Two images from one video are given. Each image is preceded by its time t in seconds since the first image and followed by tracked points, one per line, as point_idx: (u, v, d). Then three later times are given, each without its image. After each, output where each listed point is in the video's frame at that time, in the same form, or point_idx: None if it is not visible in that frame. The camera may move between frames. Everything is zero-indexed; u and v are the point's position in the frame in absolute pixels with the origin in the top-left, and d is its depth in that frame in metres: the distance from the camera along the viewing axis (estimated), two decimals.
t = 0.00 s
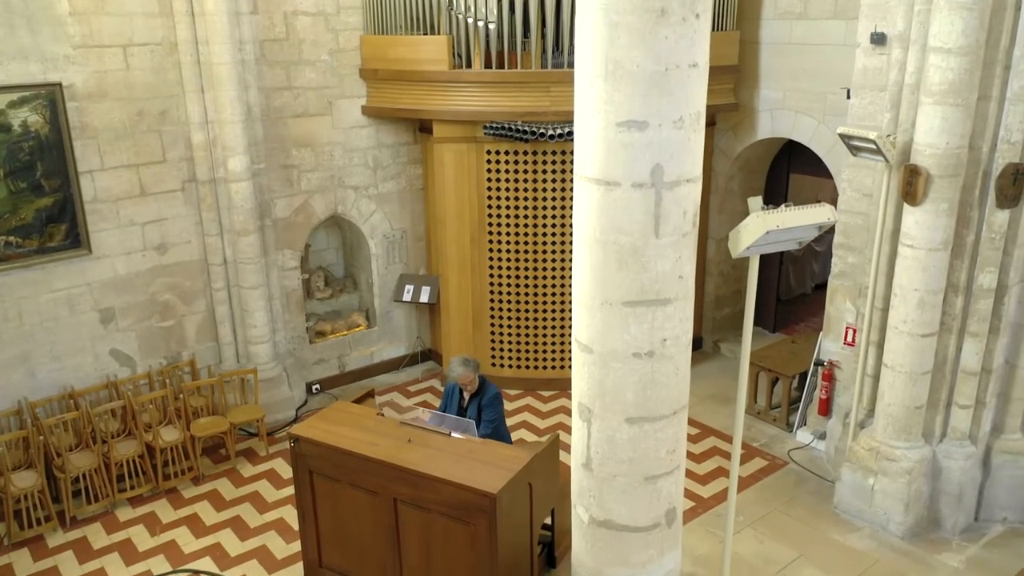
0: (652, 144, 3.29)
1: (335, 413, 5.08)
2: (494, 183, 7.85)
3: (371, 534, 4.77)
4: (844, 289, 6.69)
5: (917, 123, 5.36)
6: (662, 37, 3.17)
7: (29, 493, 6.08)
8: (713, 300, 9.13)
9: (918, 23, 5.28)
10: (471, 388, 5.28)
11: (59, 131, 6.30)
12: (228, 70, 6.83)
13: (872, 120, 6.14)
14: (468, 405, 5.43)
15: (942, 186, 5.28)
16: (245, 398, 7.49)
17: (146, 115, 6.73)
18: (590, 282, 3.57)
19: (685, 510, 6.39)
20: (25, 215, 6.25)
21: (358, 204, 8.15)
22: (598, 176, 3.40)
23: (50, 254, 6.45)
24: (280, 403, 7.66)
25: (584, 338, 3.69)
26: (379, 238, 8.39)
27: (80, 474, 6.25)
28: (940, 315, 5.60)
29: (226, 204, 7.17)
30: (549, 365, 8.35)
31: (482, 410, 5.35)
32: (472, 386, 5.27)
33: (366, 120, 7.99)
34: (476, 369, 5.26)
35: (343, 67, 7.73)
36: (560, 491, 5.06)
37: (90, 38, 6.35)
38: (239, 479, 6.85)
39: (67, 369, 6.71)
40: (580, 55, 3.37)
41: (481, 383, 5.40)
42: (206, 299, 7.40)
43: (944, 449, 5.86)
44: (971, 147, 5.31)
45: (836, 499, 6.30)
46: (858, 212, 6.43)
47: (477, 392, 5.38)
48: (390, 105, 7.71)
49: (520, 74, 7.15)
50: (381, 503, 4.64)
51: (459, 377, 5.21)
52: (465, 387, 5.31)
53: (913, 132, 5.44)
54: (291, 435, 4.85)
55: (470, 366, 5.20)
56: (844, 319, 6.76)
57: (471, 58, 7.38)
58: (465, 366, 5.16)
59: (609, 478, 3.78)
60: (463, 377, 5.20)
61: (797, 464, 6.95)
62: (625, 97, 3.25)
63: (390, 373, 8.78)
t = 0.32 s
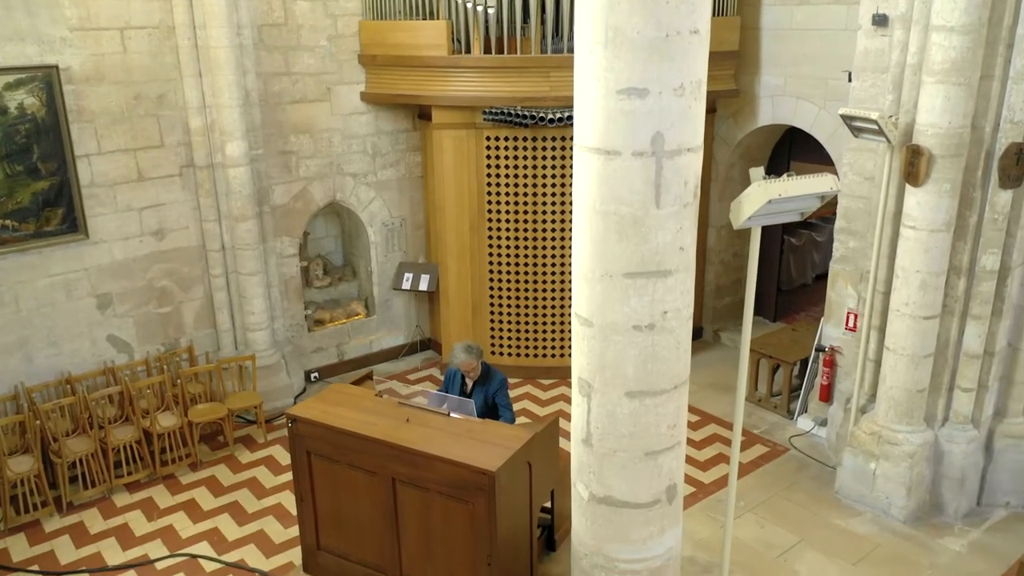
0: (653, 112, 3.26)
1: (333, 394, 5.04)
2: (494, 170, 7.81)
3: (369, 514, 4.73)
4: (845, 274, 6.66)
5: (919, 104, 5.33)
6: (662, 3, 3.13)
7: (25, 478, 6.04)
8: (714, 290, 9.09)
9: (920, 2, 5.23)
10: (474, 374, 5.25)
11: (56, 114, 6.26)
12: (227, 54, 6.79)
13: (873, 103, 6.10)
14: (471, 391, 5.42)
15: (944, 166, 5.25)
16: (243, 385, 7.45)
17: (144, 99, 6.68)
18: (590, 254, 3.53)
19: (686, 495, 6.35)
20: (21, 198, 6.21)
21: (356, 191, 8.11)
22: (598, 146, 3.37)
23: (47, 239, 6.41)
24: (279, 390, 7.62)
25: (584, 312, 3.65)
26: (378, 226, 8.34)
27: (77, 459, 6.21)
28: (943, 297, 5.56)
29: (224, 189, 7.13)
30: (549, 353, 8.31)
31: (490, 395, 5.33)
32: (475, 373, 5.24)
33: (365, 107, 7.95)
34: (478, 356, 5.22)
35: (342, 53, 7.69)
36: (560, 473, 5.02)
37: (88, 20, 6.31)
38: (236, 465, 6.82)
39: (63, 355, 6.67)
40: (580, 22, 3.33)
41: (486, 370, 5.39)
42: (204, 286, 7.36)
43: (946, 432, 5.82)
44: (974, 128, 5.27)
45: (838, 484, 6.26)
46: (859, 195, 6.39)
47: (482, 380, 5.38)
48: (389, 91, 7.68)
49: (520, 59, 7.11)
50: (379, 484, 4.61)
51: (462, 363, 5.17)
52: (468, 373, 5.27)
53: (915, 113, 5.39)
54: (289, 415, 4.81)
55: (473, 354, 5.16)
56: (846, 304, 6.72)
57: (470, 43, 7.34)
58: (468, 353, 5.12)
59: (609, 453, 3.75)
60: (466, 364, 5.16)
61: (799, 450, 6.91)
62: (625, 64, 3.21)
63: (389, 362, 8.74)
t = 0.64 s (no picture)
0: (654, 80, 3.22)
1: (331, 375, 5.00)
2: (494, 157, 7.77)
3: (366, 496, 4.70)
4: (846, 259, 6.62)
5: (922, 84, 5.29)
6: None
7: (22, 463, 6.00)
8: (714, 279, 9.05)
9: None
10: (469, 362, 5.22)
11: (52, 97, 6.22)
12: (224, 39, 6.75)
13: (875, 86, 6.05)
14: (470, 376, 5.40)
15: (947, 147, 5.21)
16: (241, 372, 7.41)
17: (141, 84, 6.64)
18: (590, 225, 3.50)
19: (686, 481, 6.32)
20: (17, 182, 6.18)
21: (355, 179, 8.07)
22: (598, 115, 3.33)
23: (44, 223, 6.37)
24: (277, 378, 7.59)
25: (584, 286, 3.62)
26: (376, 214, 8.31)
27: (74, 444, 6.18)
28: (945, 280, 5.52)
29: (222, 175, 7.10)
30: (549, 342, 8.27)
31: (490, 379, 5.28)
32: (471, 361, 5.21)
33: (363, 94, 7.92)
34: (475, 344, 5.19)
35: (341, 39, 7.65)
36: (560, 455, 4.98)
37: (84, 3, 6.26)
38: (234, 452, 6.78)
39: (60, 341, 6.63)
40: None
41: (483, 355, 5.36)
42: (202, 273, 7.32)
43: (948, 417, 5.79)
44: (976, 108, 5.23)
45: (839, 470, 6.23)
46: (860, 179, 6.34)
47: (480, 365, 5.35)
48: (388, 77, 7.64)
49: (519, 44, 7.08)
50: (377, 464, 4.57)
51: (456, 350, 5.17)
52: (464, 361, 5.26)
53: (917, 94, 5.35)
54: (287, 396, 4.77)
55: (468, 342, 5.14)
56: (847, 290, 6.68)
57: (469, 29, 7.30)
58: (462, 340, 5.10)
59: (609, 429, 3.71)
60: (459, 352, 5.15)
61: (800, 437, 6.87)
62: (625, 31, 3.17)
63: (387, 351, 8.70)
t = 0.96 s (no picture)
0: (654, 51, 3.19)
1: (329, 358, 4.97)
2: (494, 144, 7.74)
3: (365, 478, 4.66)
4: (848, 245, 6.58)
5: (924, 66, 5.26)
6: None
7: (19, 449, 5.97)
8: (715, 269, 9.01)
9: None
10: (464, 347, 5.18)
11: (49, 81, 6.19)
12: (222, 24, 6.72)
13: (877, 71, 6.01)
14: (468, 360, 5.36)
15: (949, 128, 5.18)
16: (239, 360, 7.37)
17: (139, 69, 6.61)
18: (590, 199, 3.46)
19: (687, 468, 6.28)
20: (14, 167, 6.14)
21: (354, 167, 8.03)
22: (598, 87, 3.30)
23: (40, 208, 6.34)
24: (276, 367, 7.55)
25: (584, 261, 3.58)
26: (376, 203, 8.27)
27: (71, 431, 6.15)
28: (947, 264, 5.49)
29: (220, 162, 7.06)
30: (549, 331, 8.24)
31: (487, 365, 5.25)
32: (466, 347, 5.16)
33: (362, 82, 7.88)
34: (469, 328, 5.14)
35: (339, 26, 7.61)
36: (559, 438, 4.94)
37: None
38: (233, 439, 6.75)
39: (58, 328, 6.60)
40: None
41: (479, 338, 5.31)
42: (200, 261, 7.29)
43: (950, 402, 5.75)
44: (979, 90, 5.20)
45: (840, 457, 6.19)
46: (861, 164, 6.30)
47: (477, 348, 5.30)
48: (387, 64, 7.61)
49: (519, 31, 7.05)
50: (375, 446, 4.53)
51: (450, 336, 5.12)
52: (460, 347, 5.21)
53: (919, 76, 5.32)
54: (284, 378, 4.74)
55: (462, 327, 5.10)
56: (849, 276, 6.65)
57: (468, 16, 7.27)
58: (456, 326, 5.06)
59: (609, 407, 3.68)
60: (454, 337, 5.11)
61: (801, 425, 6.83)
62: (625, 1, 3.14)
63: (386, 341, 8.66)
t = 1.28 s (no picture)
0: (655, 21, 3.16)
1: (327, 340, 4.94)
2: (493, 132, 7.71)
3: (363, 461, 4.63)
4: (849, 232, 6.55)
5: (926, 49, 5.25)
6: None
7: (15, 435, 5.94)
8: (715, 259, 8.99)
9: None
10: (460, 330, 5.15)
11: (46, 66, 6.15)
12: (220, 10, 6.69)
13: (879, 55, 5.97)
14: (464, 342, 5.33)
15: (952, 111, 5.15)
16: (238, 349, 7.34)
17: (136, 55, 6.58)
18: (590, 173, 3.43)
19: (687, 455, 6.25)
20: (11, 152, 6.11)
21: (353, 156, 7.99)
22: (598, 59, 3.27)
23: (37, 194, 6.30)
24: (275, 356, 7.52)
25: (584, 236, 3.55)
26: (375, 192, 8.23)
27: (68, 417, 6.12)
28: (949, 248, 5.45)
29: (218, 149, 7.02)
30: (549, 321, 8.20)
31: (481, 348, 5.23)
32: (462, 330, 5.14)
33: (361, 70, 7.85)
34: (465, 311, 5.11)
35: (338, 13, 7.58)
36: (559, 422, 4.91)
37: None
38: (231, 427, 6.72)
39: (55, 315, 6.56)
40: None
41: (475, 320, 5.28)
42: (198, 249, 7.26)
43: (952, 388, 5.72)
44: (982, 72, 5.16)
45: (842, 444, 6.16)
46: (863, 150, 6.27)
47: (474, 330, 5.27)
48: (387, 51, 7.58)
49: (519, 17, 7.02)
50: (374, 428, 4.50)
51: (447, 319, 5.08)
52: (456, 330, 5.18)
53: (921, 59, 5.29)
54: (282, 360, 4.71)
55: (458, 310, 5.06)
56: (850, 263, 6.62)
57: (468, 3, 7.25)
58: (452, 309, 5.03)
59: (609, 384, 3.65)
60: (450, 320, 5.07)
61: (802, 412, 6.80)
62: None
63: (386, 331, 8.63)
